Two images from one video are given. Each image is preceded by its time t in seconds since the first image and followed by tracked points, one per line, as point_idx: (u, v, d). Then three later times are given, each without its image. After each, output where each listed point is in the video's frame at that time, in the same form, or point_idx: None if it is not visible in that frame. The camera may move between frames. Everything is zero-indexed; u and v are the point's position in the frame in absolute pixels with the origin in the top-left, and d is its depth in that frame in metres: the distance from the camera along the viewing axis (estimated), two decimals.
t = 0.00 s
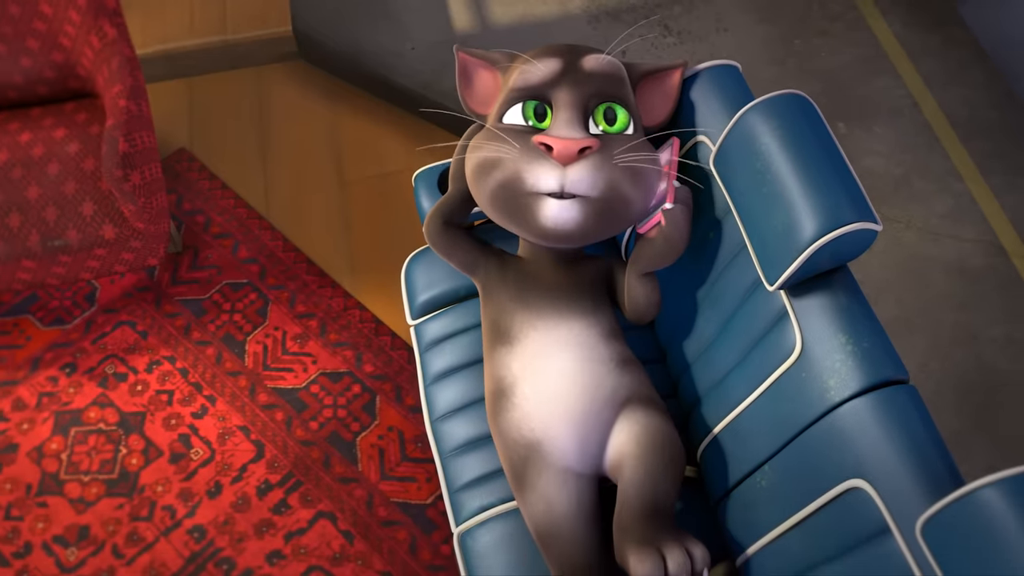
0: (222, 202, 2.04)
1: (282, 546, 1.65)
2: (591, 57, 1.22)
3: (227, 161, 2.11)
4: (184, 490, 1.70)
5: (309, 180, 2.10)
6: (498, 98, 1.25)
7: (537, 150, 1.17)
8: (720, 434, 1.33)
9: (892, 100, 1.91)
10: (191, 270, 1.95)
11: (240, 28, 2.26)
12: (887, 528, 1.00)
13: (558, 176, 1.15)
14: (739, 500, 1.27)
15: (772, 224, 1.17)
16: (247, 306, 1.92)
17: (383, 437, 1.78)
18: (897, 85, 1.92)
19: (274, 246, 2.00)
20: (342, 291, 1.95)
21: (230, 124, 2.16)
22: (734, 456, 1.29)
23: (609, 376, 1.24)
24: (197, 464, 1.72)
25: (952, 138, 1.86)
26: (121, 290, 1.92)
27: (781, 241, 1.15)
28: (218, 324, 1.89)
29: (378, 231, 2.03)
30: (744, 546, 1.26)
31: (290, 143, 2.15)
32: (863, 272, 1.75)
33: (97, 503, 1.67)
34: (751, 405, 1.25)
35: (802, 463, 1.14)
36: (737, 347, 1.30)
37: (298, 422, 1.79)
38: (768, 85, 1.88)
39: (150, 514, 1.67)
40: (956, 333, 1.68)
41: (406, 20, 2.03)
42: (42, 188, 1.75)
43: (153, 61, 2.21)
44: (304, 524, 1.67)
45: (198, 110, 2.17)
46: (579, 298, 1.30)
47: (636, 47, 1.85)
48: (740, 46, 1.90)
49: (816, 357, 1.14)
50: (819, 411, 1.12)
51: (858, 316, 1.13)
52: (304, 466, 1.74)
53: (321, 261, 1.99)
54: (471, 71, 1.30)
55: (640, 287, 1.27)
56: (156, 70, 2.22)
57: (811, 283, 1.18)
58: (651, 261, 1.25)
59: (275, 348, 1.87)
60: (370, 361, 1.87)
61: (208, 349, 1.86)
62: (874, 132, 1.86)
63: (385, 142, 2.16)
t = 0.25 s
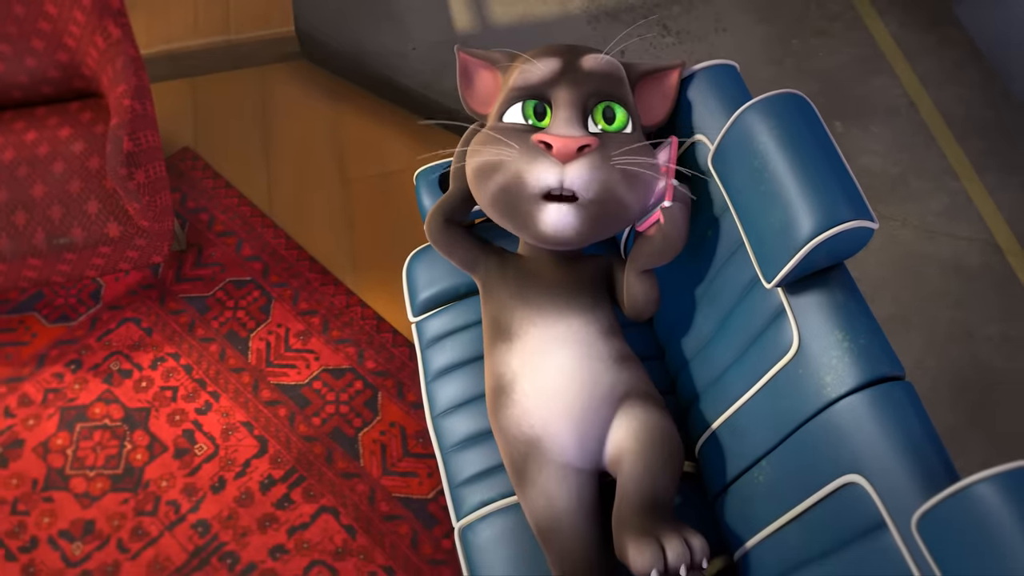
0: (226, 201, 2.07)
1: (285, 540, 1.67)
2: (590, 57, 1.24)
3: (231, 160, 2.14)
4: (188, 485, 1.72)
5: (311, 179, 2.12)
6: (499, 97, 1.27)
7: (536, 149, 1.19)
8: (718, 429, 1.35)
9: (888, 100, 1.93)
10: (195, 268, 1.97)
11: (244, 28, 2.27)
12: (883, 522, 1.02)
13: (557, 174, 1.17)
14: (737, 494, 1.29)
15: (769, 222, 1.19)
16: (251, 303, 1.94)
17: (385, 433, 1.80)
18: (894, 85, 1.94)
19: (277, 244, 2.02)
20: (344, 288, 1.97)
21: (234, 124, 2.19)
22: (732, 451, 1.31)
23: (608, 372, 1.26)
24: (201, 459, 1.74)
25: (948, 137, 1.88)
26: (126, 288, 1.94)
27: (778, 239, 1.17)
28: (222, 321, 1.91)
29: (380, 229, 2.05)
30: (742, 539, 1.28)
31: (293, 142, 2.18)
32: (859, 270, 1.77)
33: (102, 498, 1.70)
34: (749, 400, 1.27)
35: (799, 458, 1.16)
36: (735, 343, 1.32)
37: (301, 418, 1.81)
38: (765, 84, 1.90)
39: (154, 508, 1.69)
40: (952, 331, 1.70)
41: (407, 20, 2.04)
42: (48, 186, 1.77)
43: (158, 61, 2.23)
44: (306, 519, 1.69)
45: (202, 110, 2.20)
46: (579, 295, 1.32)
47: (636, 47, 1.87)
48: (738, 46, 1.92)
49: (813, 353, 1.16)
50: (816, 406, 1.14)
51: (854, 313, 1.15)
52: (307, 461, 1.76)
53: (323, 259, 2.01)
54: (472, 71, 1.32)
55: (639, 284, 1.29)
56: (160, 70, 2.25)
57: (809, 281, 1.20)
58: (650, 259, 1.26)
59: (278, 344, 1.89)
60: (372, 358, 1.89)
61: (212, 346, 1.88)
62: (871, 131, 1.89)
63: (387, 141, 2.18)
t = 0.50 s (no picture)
0: (229, 199, 2.09)
1: (288, 535, 1.69)
2: (590, 57, 1.25)
3: (235, 159, 2.16)
4: (192, 480, 1.74)
5: (313, 178, 2.14)
6: (499, 96, 1.29)
7: (536, 148, 1.20)
8: (716, 425, 1.37)
9: (884, 99, 1.95)
10: (199, 265, 2.00)
11: (246, 28, 2.29)
12: (879, 516, 1.04)
13: (557, 173, 1.19)
14: (735, 489, 1.31)
15: (767, 220, 1.21)
16: (254, 300, 1.96)
17: (386, 429, 1.82)
18: (890, 85, 1.97)
19: (280, 242, 2.04)
20: (346, 286, 1.99)
21: (236, 123, 2.21)
22: (730, 447, 1.33)
23: (607, 369, 1.28)
24: (205, 455, 1.77)
25: (944, 136, 1.90)
26: (130, 285, 1.96)
27: (776, 237, 1.19)
28: (225, 318, 1.93)
29: (382, 227, 2.07)
30: (741, 534, 1.29)
31: (295, 142, 2.20)
32: (856, 268, 1.79)
33: (107, 493, 1.72)
34: (747, 397, 1.29)
35: (797, 453, 1.18)
36: (733, 341, 1.34)
37: (303, 414, 1.83)
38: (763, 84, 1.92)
39: (159, 503, 1.71)
40: (947, 328, 1.72)
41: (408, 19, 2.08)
42: (53, 185, 1.78)
43: (162, 61, 2.25)
44: (309, 514, 1.71)
45: (206, 109, 2.22)
46: (580, 293, 1.34)
47: (635, 47, 1.89)
48: (736, 45, 1.94)
49: (809, 350, 1.17)
50: (813, 402, 1.16)
51: (850, 310, 1.17)
52: (309, 457, 1.78)
53: (326, 257, 2.03)
54: (472, 71, 1.34)
55: (638, 283, 1.31)
56: (164, 70, 2.27)
57: (806, 278, 1.21)
58: (649, 257, 1.28)
59: (281, 341, 1.91)
60: (374, 355, 1.91)
61: (215, 343, 1.90)
62: (867, 130, 1.91)
63: (388, 140, 2.20)
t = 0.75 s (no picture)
0: (232, 198, 2.11)
1: (291, 530, 1.71)
2: (589, 59, 1.27)
3: (238, 158, 2.18)
4: (196, 476, 1.76)
5: (315, 176, 2.16)
6: (499, 97, 1.31)
7: (536, 147, 1.22)
8: (715, 421, 1.39)
9: (881, 99, 1.97)
10: (202, 263, 2.02)
11: (250, 28, 2.33)
12: (876, 512, 1.06)
13: (556, 171, 1.21)
14: (734, 484, 1.33)
15: (765, 219, 1.22)
16: (257, 298, 1.98)
17: (388, 425, 1.84)
18: (886, 84, 1.98)
19: (282, 240, 2.06)
20: (349, 283, 2.01)
21: (239, 122, 2.23)
22: (729, 442, 1.34)
23: (605, 366, 1.30)
24: (208, 450, 1.79)
25: (940, 135, 1.92)
26: (134, 283, 1.98)
27: (773, 236, 1.20)
28: (228, 315, 1.95)
29: (384, 225, 2.09)
30: (739, 528, 1.31)
31: (297, 141, 2.22)
32: (852, 265, 1.80)
33: (112, 488, 1.74)
34: (745, 393, 1.31)
35: (794, 448, 1.20)
36: (731, 337, 1.35)
37: (306, 410, 1.85)
38: (760, 84, 1.94)
39: (163, 499, 1.73)
40: (942, 325, 1.74)
41: (408, 19, 2.05)
42: (58, 183, 1.80)
43: (166, 61, 2.28)
44: (312, 509, 1.73)
45: (209, 109, 2.24)
46: (579, 291, 1.36)
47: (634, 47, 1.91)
48: (734, 45, 1.96)
49: (807, 347, 1.19)
50: (811, 398, 1.17)
51: (847, 307, 1.19)
52: (312, 453, 1.80)
53: (328, 255, 2.05)
54: (473, 72, 1.36)
55: (638, 282, 1.33)
56: (168, 70, 2.30)
57: (803, 276, 1.23)
58: (648, 256, 1.30)
59: (284, 338, 1.93)
60: (376, 351, 1.93)
61: (219, 340, 1.92)
62: (864, 129, 1.93)
63: (390, 139, 2.22)
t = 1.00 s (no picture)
0: (235, 196, 2.13)
1: (294, 525, 1.73)
2: (588, 57, 1.28)
3: (240, 157, 2.19)
4: (199, 472, 1.77)
5: (317, 175, 2.18)
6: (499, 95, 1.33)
7: (534, 138, 1.24)
8: (713, 417, 1.40)
9: (878, 98, 1.98)
10: (205, 261, 2.03)
11: (252, 28, 2.33)
12: (872, 508, 1.08)
13: (553, 160, 1.22)
14: (732, 480, 1.35)
15: (763, 217, 1.24)
16: (260, 295, 2.00)
17: (390, 422, 1.86)
18: (883, 84, 2.00)
19: (285, 238, 2.08)
20: (351, 281, 2.03)
21: (242, 121, 2.25)
22: (727, 438, 1.36)
23: (605, 362, 1.32)
24: (212, 447, 1.80)
25: (936, 134, 1.94)
26: (138, 281, 2.00)
27: (771, 234, 1.22)
28: (232, 313, 1.97)
29: (385, 223, 2.11)
30: (738, 523, 1.33)
31: (299, 140, 2.23)
32: (849, 263, 1.82)
33: (116, 484, 1.76)
34: (744, 389, 1.33)
35: (792, 444, 1.22)
36: (730, 335, 1.37)
37: (308, 407, 1.87)
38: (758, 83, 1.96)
39: (167, 494, 1.75)
40: (938, 322, 1.76)
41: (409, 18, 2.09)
42: (63, 182, 1.81)
43: (169, 61, 2.29)
44: (314, 504, 1.75)
45: (211, 108, 2.26)
46: (579, 289, 1.38)
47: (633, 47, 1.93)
48: (733, 45, 1.98)
49: (804, 344, 1.21)
50: (808, 395, 1.19)
51: (844, 305, 1.21)
52: (314, 449, 1.82)
53: (330, 252, 2.07)
54: (475, 71, 1.39)
55: (637, 282, 1.35)
56: (172, 69, 2.31)
57: (801, 274, 1.25)
58: (647, 256, 1.32)
59: (286, 335, 1.95)
60: (378, 349, 1.95)
61: (222, 337, 1.94)
62: (861, 128, 1.94)
63: (391, 138, 2.24)
